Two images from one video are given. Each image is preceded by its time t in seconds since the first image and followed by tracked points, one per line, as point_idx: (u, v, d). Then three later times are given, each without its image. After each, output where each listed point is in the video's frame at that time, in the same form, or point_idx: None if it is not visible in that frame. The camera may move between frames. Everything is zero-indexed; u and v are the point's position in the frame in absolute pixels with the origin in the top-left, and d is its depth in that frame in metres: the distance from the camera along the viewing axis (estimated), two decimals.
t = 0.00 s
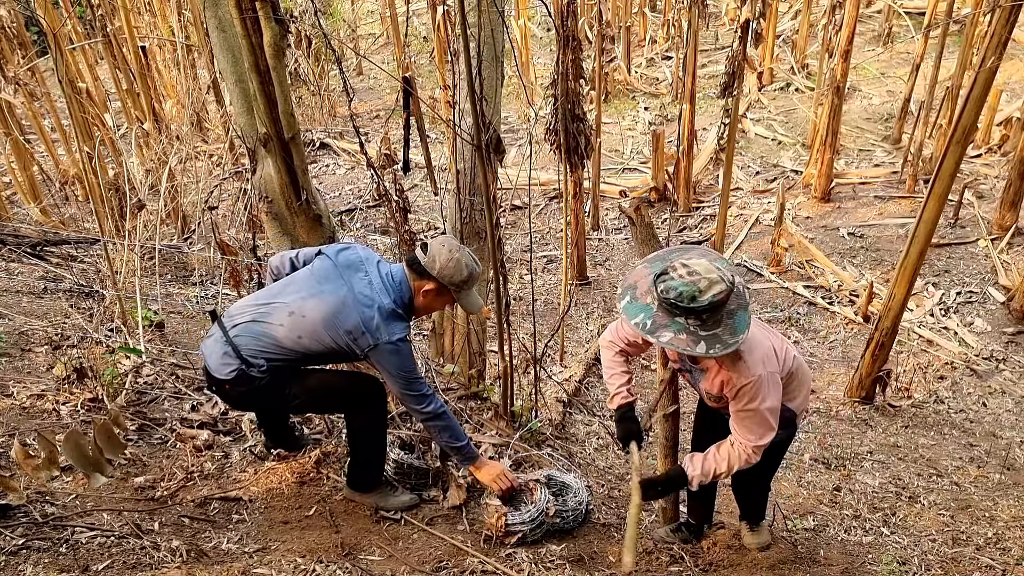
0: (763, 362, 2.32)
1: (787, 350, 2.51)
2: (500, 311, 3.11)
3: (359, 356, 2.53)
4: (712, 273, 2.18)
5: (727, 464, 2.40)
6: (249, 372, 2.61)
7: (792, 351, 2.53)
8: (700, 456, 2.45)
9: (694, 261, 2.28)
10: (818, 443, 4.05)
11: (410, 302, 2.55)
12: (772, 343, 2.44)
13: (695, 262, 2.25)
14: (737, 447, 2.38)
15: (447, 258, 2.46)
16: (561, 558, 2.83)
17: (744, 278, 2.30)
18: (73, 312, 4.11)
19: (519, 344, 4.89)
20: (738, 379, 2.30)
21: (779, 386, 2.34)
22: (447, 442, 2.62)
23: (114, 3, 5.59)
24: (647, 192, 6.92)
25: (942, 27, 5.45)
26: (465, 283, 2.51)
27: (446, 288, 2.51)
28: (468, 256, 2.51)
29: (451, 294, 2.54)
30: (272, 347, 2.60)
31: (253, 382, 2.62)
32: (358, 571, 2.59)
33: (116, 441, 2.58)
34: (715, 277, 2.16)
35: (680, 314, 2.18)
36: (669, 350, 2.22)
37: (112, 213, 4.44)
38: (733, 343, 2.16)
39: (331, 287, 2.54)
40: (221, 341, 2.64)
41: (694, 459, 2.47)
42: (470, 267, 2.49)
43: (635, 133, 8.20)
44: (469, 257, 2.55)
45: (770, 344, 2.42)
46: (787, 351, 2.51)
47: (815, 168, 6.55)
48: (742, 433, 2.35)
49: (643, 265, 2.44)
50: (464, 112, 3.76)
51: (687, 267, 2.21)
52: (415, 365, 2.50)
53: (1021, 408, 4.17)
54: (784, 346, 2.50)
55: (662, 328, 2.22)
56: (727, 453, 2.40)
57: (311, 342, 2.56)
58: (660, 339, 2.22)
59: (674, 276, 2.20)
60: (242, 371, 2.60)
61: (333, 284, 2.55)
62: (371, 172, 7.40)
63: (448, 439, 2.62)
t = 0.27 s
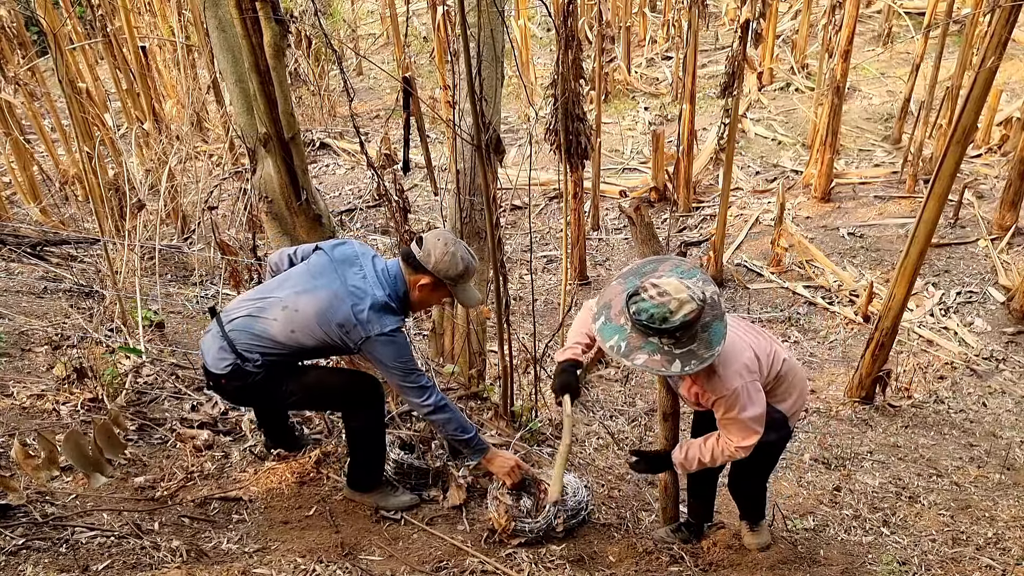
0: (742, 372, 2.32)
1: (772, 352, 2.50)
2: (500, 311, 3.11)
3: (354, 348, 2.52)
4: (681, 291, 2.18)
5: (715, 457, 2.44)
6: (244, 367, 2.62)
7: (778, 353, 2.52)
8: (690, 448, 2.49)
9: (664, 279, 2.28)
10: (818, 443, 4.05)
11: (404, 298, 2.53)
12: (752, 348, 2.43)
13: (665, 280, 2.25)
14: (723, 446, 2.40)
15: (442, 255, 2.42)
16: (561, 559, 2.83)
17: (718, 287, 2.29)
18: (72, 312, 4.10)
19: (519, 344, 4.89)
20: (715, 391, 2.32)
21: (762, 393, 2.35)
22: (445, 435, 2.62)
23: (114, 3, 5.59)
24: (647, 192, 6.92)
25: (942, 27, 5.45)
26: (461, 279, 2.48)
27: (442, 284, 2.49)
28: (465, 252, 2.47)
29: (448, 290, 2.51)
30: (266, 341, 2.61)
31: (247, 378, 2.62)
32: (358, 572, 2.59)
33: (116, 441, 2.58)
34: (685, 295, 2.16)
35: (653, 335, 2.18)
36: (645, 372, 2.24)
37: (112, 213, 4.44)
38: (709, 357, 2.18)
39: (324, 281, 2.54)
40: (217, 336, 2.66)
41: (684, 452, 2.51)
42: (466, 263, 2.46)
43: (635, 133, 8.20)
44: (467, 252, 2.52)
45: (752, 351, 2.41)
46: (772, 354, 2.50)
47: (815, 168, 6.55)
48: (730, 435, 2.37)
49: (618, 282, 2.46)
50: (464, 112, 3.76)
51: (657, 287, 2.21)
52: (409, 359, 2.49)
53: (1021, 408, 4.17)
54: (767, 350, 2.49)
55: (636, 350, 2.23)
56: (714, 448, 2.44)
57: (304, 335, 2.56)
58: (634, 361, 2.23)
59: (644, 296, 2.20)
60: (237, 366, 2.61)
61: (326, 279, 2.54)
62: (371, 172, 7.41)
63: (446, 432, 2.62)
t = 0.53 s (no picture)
0: (730, 373, 2.31)
1: (763, 353, 2.50)
2: (500, 311, 3.11)
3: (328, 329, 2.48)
4: (668, 295, 2.17)
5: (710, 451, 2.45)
6: (227, 346, 2.65)
7: (770, 353, 2.52)
8: (687, 439, 2.50)
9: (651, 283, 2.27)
10: (818, 443, 4.05)
11: (384, 280, 2.48)
12: (742, 349, 2.43)
13: (652, 284, 2.24)
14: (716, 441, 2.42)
15: (421, 234, 2.37)
16: (561, 558, 2.83)
17: (706, 290, 2.29)
18: (72, 312, 4.10)
19: (519, 344, 4.89)
20: (703, 393, 2.32)
21: (752, 394, 2.34)
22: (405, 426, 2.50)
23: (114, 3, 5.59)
24: (647, 192, 6.92)
25: (942, 27, 5.45)
26: (442, 262, 2.41)
27: (421, 266, 2.43)
28: (447, 233, 2.41)
29: (428, 273, 2.45)
30: (247, 321, 2.62)
31: (230, 358, 2.66)
32: (358, 572, 2.59)
33: (116, 441, 2.58)
34: (671, 299, 2.15)
35: (639, 339, 2.18)
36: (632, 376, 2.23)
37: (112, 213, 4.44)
38: (697, 360, 2.16)
39: (305, 260, 2.53)
40: (206, 314, 2.71)
41: (682, 443, 2.52)
42: (448, 245, 2.40)
43: (634, 133, 8.20)
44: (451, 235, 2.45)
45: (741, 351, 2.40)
46: (763, 354, 2.49)
47: (815, 168, 6.55)
48: (722, 433, 2.37)
49: (607, 287, 2.46)
50: (464, 112, 3.76)
51: (644, 291, 2.20)
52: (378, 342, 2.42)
53: (1021, 408, 4.16)
54: (758, 351, 2.48)
55: (623, 353, 2.22)
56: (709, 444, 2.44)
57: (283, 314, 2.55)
58: (621, 366, 2.22)
59: (631, 300, 2.19)
60: (220, 345, 2.65)
61: (308, 258, 2.53)
62: (371, 172, 7.41)
63: (407, 423, 2.50)
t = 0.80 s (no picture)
0: (725, 373, 2.30)
1: (759, 353, 2.49)
2: (500, 311, 3.11)
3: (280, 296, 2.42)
4: (660, 298, 2.16)
5: (716, 453, 2.47)
6: (201, 319, 2.66)
7: (766, 353, 2.52)
8: (695, 444, 2.55)
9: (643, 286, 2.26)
10: (817, 443, 4.05)
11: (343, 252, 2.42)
12: (738, 350, 2.42)
13: (644, 286, 2.23)
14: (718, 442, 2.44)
15: (379, 203, 2.32)
16: (561, 558, 2.83)
17: (699, 291, 2.28)
18: (72, 312, 4.10)
19: (520, 344, 4.89)
20: (698, 394, 2.32)
21: (750, 393, 2.32)
22: (330, 398, 2.37)
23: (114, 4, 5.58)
24: (647, 192, 6.92)
25: (942, 27, 5.45)
26: (401, 234, 2.35)
27: (379, 237, 2.36)
28: (408, 205, 2.35)
29: (386, 245, 2.38)
30: (218, 296, 2.62)
31: (203, 332, 2.67)
32: (358, 571, 2.59)
33: (116, 441, 2.58)
34: (664, 301, 2.14)
35: (632, 341, 2.17)
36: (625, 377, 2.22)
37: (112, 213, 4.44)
38: (689, 362, 2.15)
39: (271, 231, 2.52)
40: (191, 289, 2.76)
41: (691, 447, 2.57)
42: (407, 216, 2.33)
43: (634, 133, 8.20)
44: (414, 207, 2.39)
45: (737, 351, 2.40)
46: (760, 355, 2.49)
47: (815, 168, 6.55)
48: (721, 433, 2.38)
49: (601, 287, 2.47)
50: (464, 112, 3.77)
51: (637, 293, 2.19)
52: (320, 310, 2.33)
53: (1021, 408, 4.16)
54: (754, 351, 2.48)
55: (616, 356, 2.22)
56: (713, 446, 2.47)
57: (246, 285, 2.54)
58: (613, 368, 2.22)
59: (624, 302, 2.19)
60: (194, 317, 2.67)
61: (275, 228, 2.52)
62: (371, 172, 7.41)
63: (329, 395, 2.36)
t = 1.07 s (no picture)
0: (724, 374, 2.30)
1: (759, 353, 2.49)
2: (500, 311, 3.10)
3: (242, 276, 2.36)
4: (660, 299, 2.16)
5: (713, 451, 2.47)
6: (183, 304, 2.63)
7: (766, 352, 2.52)
8: (692, 440, 2.55)
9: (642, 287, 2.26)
10: (817, 443, 4.05)
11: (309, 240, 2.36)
12: (737, 350, 2.42)
13: (643, 287, 2.23)
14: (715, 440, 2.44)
15: (344, 190, 2.25)
16: (561, 558, 2.83)
17: (698, 292, 2.28)
18: (72, 312, 4.10)
19: (520, 344, 4.89)
20: (698, 395, 2.32)
21: (750, 394, 2.33)
22: (273, 387, 2.29)
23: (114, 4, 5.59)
24: (647, 192, 6.93)
25: (942, 27, 5.45)
26: (364, 222, 2.26)
27: (341, 225, 2.28)
28: (373, 194, 2.27)
29: (349, 235, 2.29)
30: (195, 277, 2.58)
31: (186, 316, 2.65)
32: (358, 571, 2.59)
33: (116, 441, 2.58)
34: (664, 302, 2.14)
35: (634, 343, 2.16)
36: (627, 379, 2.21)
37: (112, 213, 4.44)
38: (691, 362, 2.15)
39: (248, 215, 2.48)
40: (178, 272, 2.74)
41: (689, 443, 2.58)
42: (371, 206, 2.24)
43: (634, 133, 8.21)
44: (382, 197, 2.30)
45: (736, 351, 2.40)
46: (759, 354, 2.49)
47: (815, 168, 6.55)
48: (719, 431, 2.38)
49: (598, 292, 2.44)
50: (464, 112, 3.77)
51: (636, 295, 2.18)
52: (276, 296, 2.26)
53: (1021, 408, 4.16)
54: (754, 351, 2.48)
55: (618, 358, 2.20)
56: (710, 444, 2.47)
57: (218, 267, 2.50)
58: (616, 371, 2.20)
59: (624, 303, 2.17)
60: (178, 300, 2.64)
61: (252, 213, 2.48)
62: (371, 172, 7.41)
63: (269, 385, 2.28)
